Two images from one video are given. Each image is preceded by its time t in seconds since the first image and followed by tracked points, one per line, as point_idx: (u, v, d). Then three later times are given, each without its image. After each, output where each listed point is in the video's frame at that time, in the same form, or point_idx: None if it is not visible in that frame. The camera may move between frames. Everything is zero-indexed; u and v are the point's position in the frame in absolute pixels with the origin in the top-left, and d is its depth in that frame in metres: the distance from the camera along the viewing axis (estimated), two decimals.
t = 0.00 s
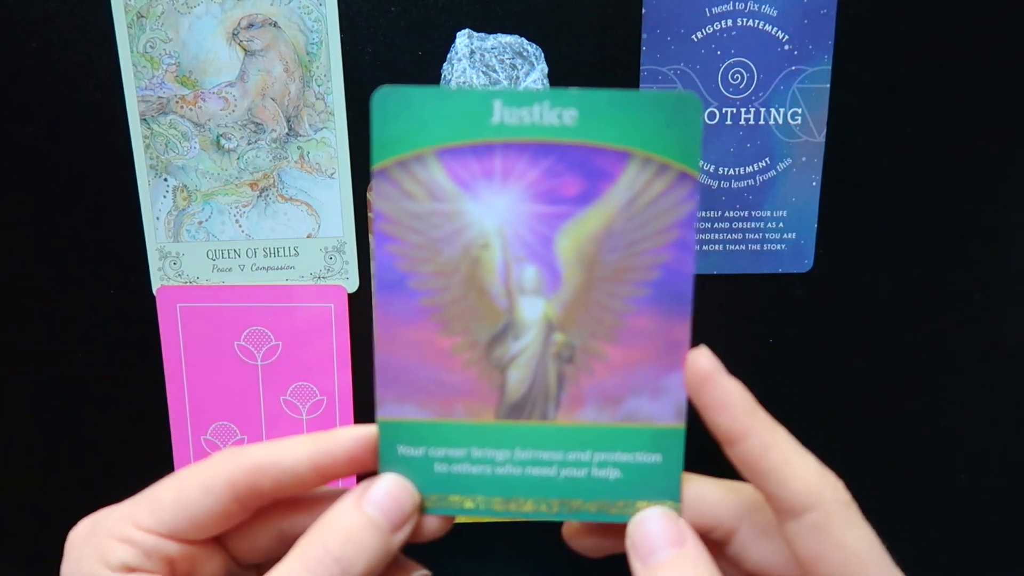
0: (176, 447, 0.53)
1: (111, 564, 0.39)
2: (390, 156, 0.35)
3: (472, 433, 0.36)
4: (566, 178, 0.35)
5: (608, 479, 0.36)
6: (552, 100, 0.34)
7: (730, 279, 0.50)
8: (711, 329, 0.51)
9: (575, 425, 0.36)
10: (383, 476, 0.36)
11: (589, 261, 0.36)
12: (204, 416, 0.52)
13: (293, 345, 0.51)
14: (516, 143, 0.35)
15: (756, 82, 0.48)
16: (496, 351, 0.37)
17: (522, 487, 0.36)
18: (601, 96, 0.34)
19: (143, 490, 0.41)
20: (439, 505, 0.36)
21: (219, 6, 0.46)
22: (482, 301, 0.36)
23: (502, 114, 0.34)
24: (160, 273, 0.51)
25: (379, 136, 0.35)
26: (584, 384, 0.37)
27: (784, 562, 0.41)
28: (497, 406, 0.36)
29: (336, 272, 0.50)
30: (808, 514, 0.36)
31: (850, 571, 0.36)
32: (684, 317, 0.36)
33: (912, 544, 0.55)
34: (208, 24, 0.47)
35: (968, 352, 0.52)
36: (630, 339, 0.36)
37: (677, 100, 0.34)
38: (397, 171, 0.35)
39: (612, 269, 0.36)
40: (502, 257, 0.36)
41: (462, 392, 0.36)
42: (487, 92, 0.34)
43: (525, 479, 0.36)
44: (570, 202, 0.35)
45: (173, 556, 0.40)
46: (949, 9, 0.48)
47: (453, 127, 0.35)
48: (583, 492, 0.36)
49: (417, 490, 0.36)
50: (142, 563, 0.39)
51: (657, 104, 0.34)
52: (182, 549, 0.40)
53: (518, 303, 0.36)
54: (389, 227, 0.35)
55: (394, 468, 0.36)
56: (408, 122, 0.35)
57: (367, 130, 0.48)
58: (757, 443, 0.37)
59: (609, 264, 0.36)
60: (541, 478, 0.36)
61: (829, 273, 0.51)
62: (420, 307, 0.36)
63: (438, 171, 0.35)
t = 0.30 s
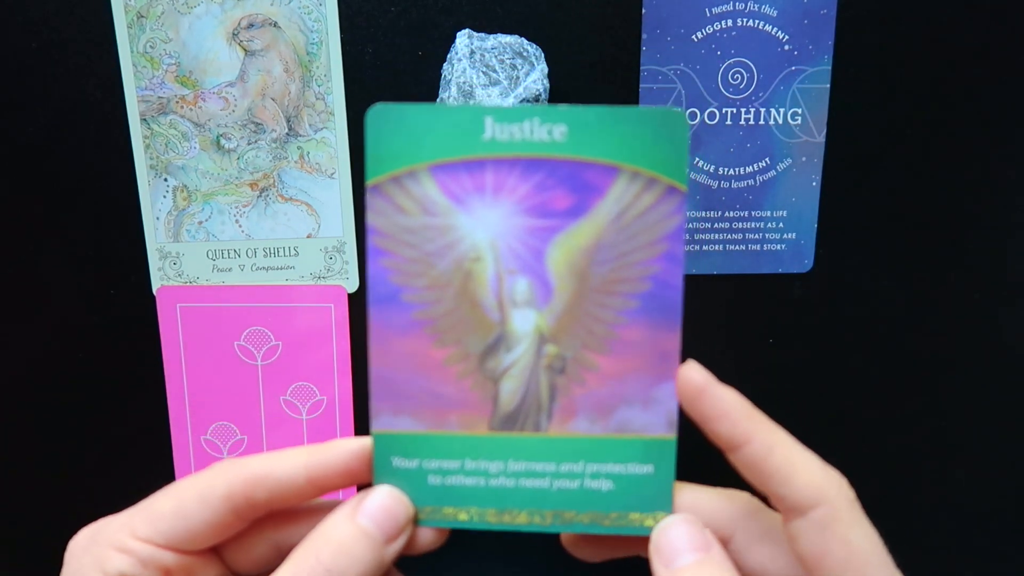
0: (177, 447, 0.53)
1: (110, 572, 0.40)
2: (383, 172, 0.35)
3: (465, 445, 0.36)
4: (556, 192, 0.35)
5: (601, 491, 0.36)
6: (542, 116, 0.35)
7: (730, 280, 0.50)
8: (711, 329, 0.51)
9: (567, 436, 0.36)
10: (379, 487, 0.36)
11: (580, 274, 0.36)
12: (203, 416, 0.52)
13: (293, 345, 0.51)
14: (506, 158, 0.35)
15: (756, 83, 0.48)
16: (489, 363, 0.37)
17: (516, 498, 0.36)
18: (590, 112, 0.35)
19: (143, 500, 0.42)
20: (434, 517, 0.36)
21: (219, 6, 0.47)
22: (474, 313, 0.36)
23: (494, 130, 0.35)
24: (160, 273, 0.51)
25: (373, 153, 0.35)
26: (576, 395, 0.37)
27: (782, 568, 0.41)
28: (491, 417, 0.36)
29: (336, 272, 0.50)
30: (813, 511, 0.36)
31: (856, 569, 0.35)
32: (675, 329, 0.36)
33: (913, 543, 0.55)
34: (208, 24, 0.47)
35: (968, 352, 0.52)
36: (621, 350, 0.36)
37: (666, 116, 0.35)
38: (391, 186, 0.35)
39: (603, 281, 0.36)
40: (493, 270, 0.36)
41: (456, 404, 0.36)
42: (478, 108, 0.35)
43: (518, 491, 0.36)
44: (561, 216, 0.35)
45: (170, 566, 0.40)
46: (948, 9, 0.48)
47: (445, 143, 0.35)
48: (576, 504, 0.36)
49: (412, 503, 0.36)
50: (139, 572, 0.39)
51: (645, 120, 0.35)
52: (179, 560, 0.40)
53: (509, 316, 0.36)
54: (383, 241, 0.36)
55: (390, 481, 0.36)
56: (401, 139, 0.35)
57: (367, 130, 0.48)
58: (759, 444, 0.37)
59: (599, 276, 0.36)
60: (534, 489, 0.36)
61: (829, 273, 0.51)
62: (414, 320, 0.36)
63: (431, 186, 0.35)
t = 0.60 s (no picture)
0: (176, 447, 0.52)
1: (100, 557, 0.41)
2: (358, 173, 0.36)
3: (448, 442, 0.38)
4: (527, 186, 0.36)
5: (585, 481, 0.38)
6: (511, 111, 0.36)
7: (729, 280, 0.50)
8: (710, 328, 0.51)
9: (547, 428, 0.38)
10: (363, 495, 0.37)
11: (554, 266, 0.37)
12: (203, 416, 0.52)
13: (293, 345, 0.51)
14: (478, 153, 0.36)
15: (756, 83, 0.48)
16: (468, 358, 0.38)
17: (499, 492, 0.38)
18: (557, 105, 0.36)
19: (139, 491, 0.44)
20: (418, 515, 0.38)
21: (219, 7, 0.47)
22: (451, 309, 0.37)
23: (463, 127, 0.36)
24: (160, 273, 0.51)
25: (346, 157, 0.36)
26: (556, 388, 0.38)
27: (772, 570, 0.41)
28: (472, 413, 0.38)
29: (335, 272, 0.50)
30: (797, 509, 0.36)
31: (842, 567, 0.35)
32: (650, 318, 0.37)
33: (914, 544, 0.54)
34: (208, 24, 0.47)
35: (968, 351, 0.52)
36: (598, 341, 0.38)
37: (630, 104, 0.36)
38: (365, 186, 0.36)
39: (576, 273, 0.37)
40: (469, 265, 0.37)
41: (438, 401, 0.38)
42: (448, 106, 0.36)
43: (502, 485, 0.38)
44: (532, 210, 0.37)
45: (160, 554, 0.41)
46: (948, 9, 0.48)
47: (416, 141, 0.36)
48: (561, 495, 0.38)
49: (391, 504, 0.38)
50: (129, 559, 0.40)
51: (611, 110, 0.36)
52: (168, 549, 0.41)
53: (487, 310, 0.37)
54: (359, 240, 0.37)
55: (371, 487, 0.38)
56: (374, 140, 0.36)
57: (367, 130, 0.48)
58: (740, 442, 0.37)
59: (573, 268, 0.37)
60: (518, 482, 0.38)
61: (829, 272, 0.51)
62: (393, 318, 0.37)
63: (404, 183, 0.36)
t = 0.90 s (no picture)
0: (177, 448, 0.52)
1: (55, 531, 0.41)
2: (319, 135, 0.38)
3: (412, 417, 0.40)
4: (490, 151, 0.39)
5: (553, 455, 0.40)
6: (473, 73, 0.38)
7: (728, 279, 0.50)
8: (709, 328, 0.51)
9: (515, 400, 0.40)
10: (326, 470, 0.39)
11: (519, 233, 0.39)
12: (204, 415, 0.52)
13: (293, 345, 0.51)
14: (440, 115, 0.38)
15: (756, 83, 0.48)
16: (432, 328, 0.40)
17: (466, 467, 0.40)
18: (518, 67, 0.38)
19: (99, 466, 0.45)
20: (382, 491, 0.40)
21: (218, 6, 0.47)
22: (415, 277, 0.40)
23: (425, 87, 0.38)
24: (160, 273, 0.51)
25: (309, 118, 0.38)
26: (522, 358, 0.41)
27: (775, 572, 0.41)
28: (439, 386, 0.40)
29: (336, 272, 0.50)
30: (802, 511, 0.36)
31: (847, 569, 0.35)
32: (615, 287, 0.40)
33: (914, 543, 0.55)
34: (208, 24, 0.47)
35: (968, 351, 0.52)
36: (565, 311, 0.40)
37: (594, 64, 0.38)
38: (325, 150, 0.39)
39: (542, 240, 0.39)
40: (433, 232, 0.40)
41: (400, 372, 0.40)
42: (409, 68, 0.38)
43: (468, 460, 0.40)
44: (495, 173, 0.39)
45: (118, 528, 0.43)
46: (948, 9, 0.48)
47: (379, 103, 0.38)
48: (529, 470, 0.40)
49: (355, 479, 0.40)
50: (85, 532, 0.41)
51: (572, 68, 0.38)
52: (126, 523, 0.43)
53: (451, 279, 0.40)
54: (319, 206, 0.39)
55: (335, 461, 0.40)
56: (337, 101, 0.39)
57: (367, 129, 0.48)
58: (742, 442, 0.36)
59: (539, 235, 0.39)
60: (484, 456, 0.40)
61: (829, 272, 0.51)
62: (355, 286, 0.40)
63: (367, 149, 0.39)
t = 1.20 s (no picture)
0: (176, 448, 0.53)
1: (43, 483, 0.41)
2: (322, 99, 0.36)
3: (403, 380, 0.39)
4: (494, 124, 0.37)
5: (539, 425, 0.39)
6: (481, 45, 0.36)
7: (729, 279, 0.50)
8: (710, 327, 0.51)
9: (505, 370, 0.39)
10: (315, 430, 0.38)
11: (518, 207, 0.38)
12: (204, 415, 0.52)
13: (294, 344, 0.51)
14: (445, 87, 0.36)
15: (756, 83, 0.48)
16: (427, 297, 0.39)
17: (453, 433, 0.39)
18: (528, 41, 0.36)
19: (88, 423, 0.45)
20: (371, 453, 0.38)
21: (219, 6, 0.46)
22: (412, 246, 0.38)
23: (432, 58, 0.36)
24: (160, 273, 0.51)
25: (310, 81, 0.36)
26: (514, 330, 0.39)
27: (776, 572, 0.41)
28: (430, 352, 0.39)
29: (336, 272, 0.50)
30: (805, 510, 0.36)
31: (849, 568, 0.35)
32: (612, 264, 0.38)
33: (913, 542, 0.55)
34: (208, 24, 0.47)
35: (968, 352, 0.52)
36: (559, 285, 0.39)
37: (604, 44, 0.36)
38: (327, 114, 0.36)
39: (540, 215, 0.38)
40: (432, 203, 0.38)
41: (393, 339, 0.39)
42: (417, 35, 0.36)
43: (456, 426, 0.39)
44: (499, 147, 0.37)
45: (105, 482, 0.43)
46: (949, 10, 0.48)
47: (383, 71, 0.36)
48: (515, 438, 0.39)
49: (344, 442, 0.38)
50: (73, 485, 0.41)
51: (583, 48, 0.36)
52: (114, 478, 0.43)
53: (448, 249, 0.38)
54: (319, 171, 0.37)
55: (325, 423, 0.38)
56: (339, 67, 0.36)
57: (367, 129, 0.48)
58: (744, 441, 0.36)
59: (538, 210, 0.38)
60: (472, 424, 0.39)
61: (828, 271, 0.51)
62: (350, 252, 0.38)
63: (369, 116, 0.37)
